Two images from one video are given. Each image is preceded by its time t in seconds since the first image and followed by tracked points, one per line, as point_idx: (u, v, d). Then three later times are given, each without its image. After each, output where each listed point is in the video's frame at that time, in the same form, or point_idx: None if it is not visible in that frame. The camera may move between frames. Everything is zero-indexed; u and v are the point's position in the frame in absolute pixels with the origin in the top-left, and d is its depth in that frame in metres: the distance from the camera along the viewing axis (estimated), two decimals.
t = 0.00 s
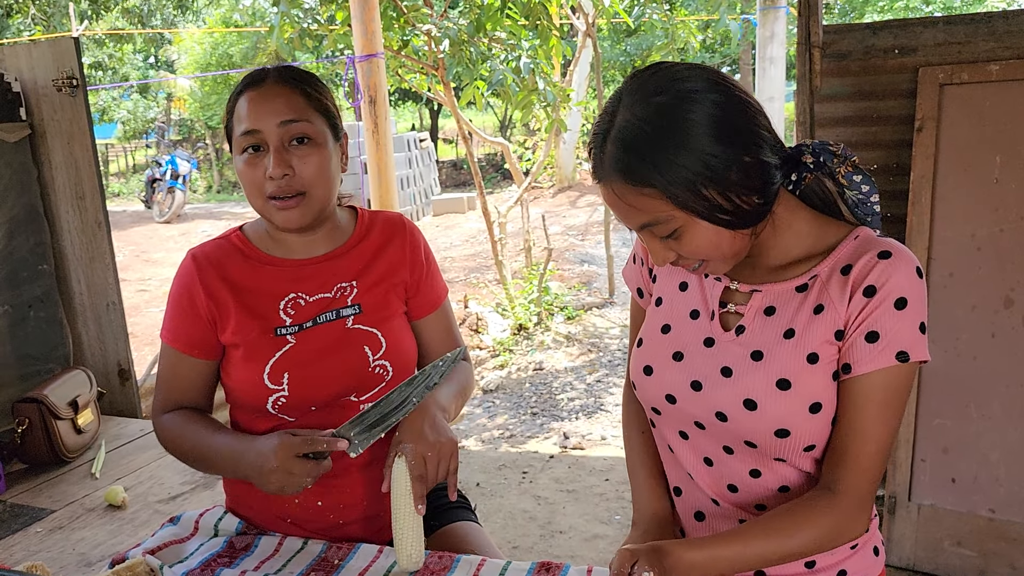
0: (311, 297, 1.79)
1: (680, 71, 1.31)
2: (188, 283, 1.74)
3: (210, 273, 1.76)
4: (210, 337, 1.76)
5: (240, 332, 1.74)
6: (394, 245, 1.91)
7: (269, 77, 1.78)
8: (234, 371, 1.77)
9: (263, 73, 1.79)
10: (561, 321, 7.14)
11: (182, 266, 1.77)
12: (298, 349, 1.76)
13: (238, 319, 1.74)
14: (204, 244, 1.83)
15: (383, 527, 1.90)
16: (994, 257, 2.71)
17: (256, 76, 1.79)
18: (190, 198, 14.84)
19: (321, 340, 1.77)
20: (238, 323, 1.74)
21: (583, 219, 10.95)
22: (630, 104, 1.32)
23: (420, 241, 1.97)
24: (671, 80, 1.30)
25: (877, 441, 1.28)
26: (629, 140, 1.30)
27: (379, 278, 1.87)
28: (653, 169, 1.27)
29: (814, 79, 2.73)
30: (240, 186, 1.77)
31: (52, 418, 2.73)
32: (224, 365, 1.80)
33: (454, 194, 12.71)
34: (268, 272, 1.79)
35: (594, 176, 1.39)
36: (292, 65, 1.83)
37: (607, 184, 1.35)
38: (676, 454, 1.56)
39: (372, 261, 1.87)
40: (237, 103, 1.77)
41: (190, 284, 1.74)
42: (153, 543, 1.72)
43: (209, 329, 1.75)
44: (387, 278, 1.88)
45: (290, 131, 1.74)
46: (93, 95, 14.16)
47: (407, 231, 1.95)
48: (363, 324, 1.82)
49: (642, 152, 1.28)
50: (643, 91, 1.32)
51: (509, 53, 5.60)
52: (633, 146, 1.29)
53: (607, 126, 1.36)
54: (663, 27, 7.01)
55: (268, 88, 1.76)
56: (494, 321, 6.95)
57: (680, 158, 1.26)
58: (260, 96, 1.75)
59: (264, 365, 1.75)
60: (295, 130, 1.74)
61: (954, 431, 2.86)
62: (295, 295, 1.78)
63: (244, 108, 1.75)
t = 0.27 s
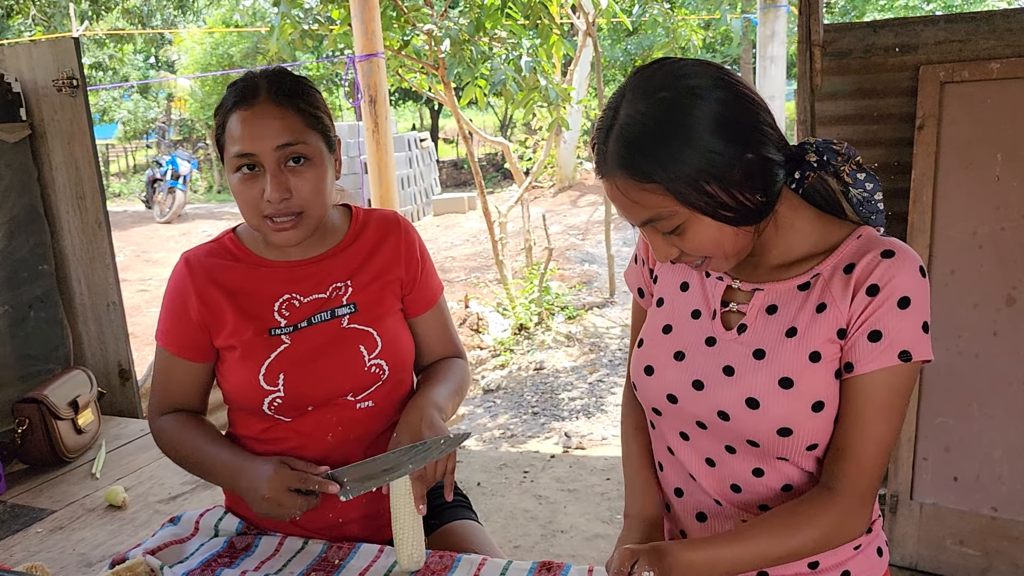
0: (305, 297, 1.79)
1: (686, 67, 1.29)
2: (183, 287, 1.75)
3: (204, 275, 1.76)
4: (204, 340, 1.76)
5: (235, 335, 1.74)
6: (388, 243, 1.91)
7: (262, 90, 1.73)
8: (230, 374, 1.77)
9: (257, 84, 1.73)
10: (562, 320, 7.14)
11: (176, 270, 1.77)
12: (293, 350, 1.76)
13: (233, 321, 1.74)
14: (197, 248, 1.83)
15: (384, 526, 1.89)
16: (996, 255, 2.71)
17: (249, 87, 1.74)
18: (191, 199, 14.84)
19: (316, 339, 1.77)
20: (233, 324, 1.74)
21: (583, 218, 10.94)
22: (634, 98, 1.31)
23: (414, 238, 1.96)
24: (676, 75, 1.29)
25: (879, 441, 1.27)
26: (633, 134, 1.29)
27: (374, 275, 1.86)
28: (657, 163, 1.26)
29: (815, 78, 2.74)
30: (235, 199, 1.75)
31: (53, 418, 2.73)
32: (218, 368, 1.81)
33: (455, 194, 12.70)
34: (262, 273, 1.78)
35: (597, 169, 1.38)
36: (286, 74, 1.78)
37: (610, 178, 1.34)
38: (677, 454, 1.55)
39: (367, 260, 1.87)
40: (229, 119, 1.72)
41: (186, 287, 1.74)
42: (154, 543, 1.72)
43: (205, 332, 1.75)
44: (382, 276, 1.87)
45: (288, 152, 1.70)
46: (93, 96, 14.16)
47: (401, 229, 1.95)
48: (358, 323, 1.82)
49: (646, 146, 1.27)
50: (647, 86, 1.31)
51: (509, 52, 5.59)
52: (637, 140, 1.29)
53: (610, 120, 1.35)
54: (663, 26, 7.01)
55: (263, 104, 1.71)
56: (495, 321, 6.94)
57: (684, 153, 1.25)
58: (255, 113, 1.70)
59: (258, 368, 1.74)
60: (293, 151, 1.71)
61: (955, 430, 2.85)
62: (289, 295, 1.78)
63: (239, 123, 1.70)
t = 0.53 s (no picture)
0: (305, 297, 1.79)
1: (692, 63, 1.29)
2: (184, 285, 1.75)
3: (206, 275, 1.76)
4: (205, 341, 1.76)
5: (234, 335, 1.74)
6: (387, 244, 1.91)
7: (272, 91, 1.72)
8: (230, 374, 1.77)
9: (266, 85, 1.73)
10: (563, 320, 7.14)
11: (176, 271, 1.77)
12: (293, 350, 1.76)
13: (233, 321, 1.74)
14: (198, 247, 1.83)
15: (384, 526, 1.90)
16: (998, 254, 2.70)
17: (258, 88, 1.73)
18: (192, 199, 14.85)
19: (316, 340, 1.77)
20: (233, 326, 1.74)
21: (584, 218, 10.94)
22: (639, 94, 1.31)
23: (415, 238, 1.96)
24: (681, 71, 1.29)
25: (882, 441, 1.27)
26: (638, 129, 1.29)
27: (374, 275, 1.86)
28: (660, 159, 1.27)
29: (816, 77, 2.73)
30: (244, 199, 1.73)
31: (55, 418, 2.73)
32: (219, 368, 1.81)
33: (456, 194, 12.70)
34: (261, 273, 1.78)
35: (601, 164, 1.38)
36: (293, 75, 1.77)
37: (615, 173, 1.35)
38: (678, 453, 1.55)
39: (367, 260, 1.87)
40: (239, 118, 1.70)
41: (187, 286, 1.74)
42: (156, 544, 1.72)
43: (205, 331, 1.76)
44: (383, 276, 1.87)
45: (301, 152, 1.70)
46: (94, 96, 14.16)
47: (401, 228, 1.95)
48: (359, 324, 1.82)
49: (650, 142, 1.28)
50: (654, 81, 1.31)
51: (510, 52, 5.59)
52: (641, 136, 1.29)
53: (616, 115, 1.35)
54: (664, 25, 7.00)
55: (274, 104, 1.70)
56: (496, 320, 6.93)
57: (688, 149, 1.25)
58: (267, 113, 1.69)
59: (258, 369, 1.74)
60: (307, 151, 1.70)
61: (957, 429, 2.85)
62: (290, 296, 1.78)
63: (249, 124, 1.68)
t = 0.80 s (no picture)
0: (309, 296, 1.80)
1: (702, 55, 1.30)
2: (185, 279, 1.74)
3: (209, 270, 1.76)
4: (207, 336, 1.75)
5: (237, 333, 1.74)
6: (389, 245, 1.91)
7: (282, 95, 1.71)
8: (230, 372, 1.76)
9: (276, 89, 1.72)
10: (563, 320, 7.14)
11: (178, 267, 1.76)
12: (296, 347, 1.76)
13: (235, 317, 1.74)
14: (200, 245, 1.82)
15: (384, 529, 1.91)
16: (997, 254, 2.70)
17: (268, 91, 1.72)
18: (192, 199, 14.85)
19: (319, 339, 1.78)
20: (235, 323, 1.74)
21: (584, 218, 10.94)
22: (648, 82, 1.31)
23: (416, 242, 1.97)
24: (690, 62, 1.29)
25: (895, 447, 1.27)
26: (644, 117, 1.29)
27: (377, 275, 1.87)
28: (667, 146, 1.26)
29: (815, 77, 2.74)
30: (254, 202, 1.72)
31: (54, 420, 2.73)
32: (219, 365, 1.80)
33: (455, 194, 12.70)
34: (263, 272, 1.78)
35: (605, 153, 1.37)
36: (300, 78, 1.76)
37: (619, 161, 1.34)
38: (679, 456, 1.54)
39: (369, 260, 1.87)
40: (249, 122, 1.69)
41: (189, 280, 1.73)
42: (155, 546, 1.72)
43: (206, 329, 1.75)
44: (385, 276, 1.88)
45: (313, 156, 1.69)
46: (94, 97, 14.16)
47: (403, 230, 1.95)
48: (362, 323, 1.82)
49: (657, 130, 1.27)
50: (662, 71, 1.31)
51: (509, 52, 5.59)
52: (648, 124, 1.29)
53: (622, 103, 1.35)
54: (663, 25, 6.99)
55: (285, 108, 1.69)
56: (496, 321, 6.93)
57: (695, 138, 1.25)
58: (278, 117, 1.68)
59: (261, 366, 1.74)
60: (319, 156, 1.70)
61: (957, 430, 2.85)
62: (293, 293, 1.79)
63: (260, 127, 1.68)
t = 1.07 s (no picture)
0: (311, 295, 1.80)
1: (704, 51, 1.30)
2: (187, 276, 1.74)
3: (211, 267, 1.76)
4: (209, 334, 1.75)
5: (239, 332, 1.74)
6: (390, 245, 1.91)
7: (286, 105, 1.70)
8: (232, 370, 1.77)
9: (280, 100, 1.70)
10: (564, 319, 7.13)
11: (180, 263, 1.76)
12: (298, 346, 1.76)
13: (238, 316, 1.74)
14: (203, 241, 1.83)
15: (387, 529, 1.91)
16: (998, 253, 2.70)
17: (272, 102, 1.70)
18: (192, 200, 14.85)
19: (321, 339, 1.78)
20: (237, 321, 1.74)
21: (584, 217, 10.94)
22: (649, 79, 1.31)
23: (417, 242, 1.96)
24: (692, 58, 1.29)
25: (898, 445, 1.27)
26: (645, 112, 1.29)
27: (378, 275, 1.87)
28: (667, 141, 1.26)
29: (815, 76, 2.75)
30: (262, 214, 1.71)
31: (54, 419, 2.73)
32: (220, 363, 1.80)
33: (455, 194, 12.70)
34: (266, 271, 1.78)
35: (606, 149, 1.37)
36: (304, 86, 1.74)
37: (620, 157, 1.34)
38: (682, 454, 1.54)
39: (371, 259, 1.87)
40: (254, 135, 1.67)
41: (191, 277, 1.73)
42: (156, 545, 1.72)
43: (208, 326, 1.75)
44: (386, 276, 1.88)
45: (322, 168, 1.68)
46: (94, 97, 14.16)
47: (404, 230, 1.95)
48: (364, 323, 1.82)
49: (657, 125, 1.27)
50: (664, 67, 1.31)
51: (509, 52, 5.59)
52: (648, 119, 1.29)
53: (623, 99, 1.35)
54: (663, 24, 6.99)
55: (290, 120, 1.68)
56: (496, 320, 6.93)
57: (696, 133, 1.25)
58: (284, 130, 1.66)
59: (263, 364, 1.74)
60: (327, 168, 1.69)
61: (958, 428, 2.85)
62: (295, 293, 1.79)
63: (266, 140, 1.66)
